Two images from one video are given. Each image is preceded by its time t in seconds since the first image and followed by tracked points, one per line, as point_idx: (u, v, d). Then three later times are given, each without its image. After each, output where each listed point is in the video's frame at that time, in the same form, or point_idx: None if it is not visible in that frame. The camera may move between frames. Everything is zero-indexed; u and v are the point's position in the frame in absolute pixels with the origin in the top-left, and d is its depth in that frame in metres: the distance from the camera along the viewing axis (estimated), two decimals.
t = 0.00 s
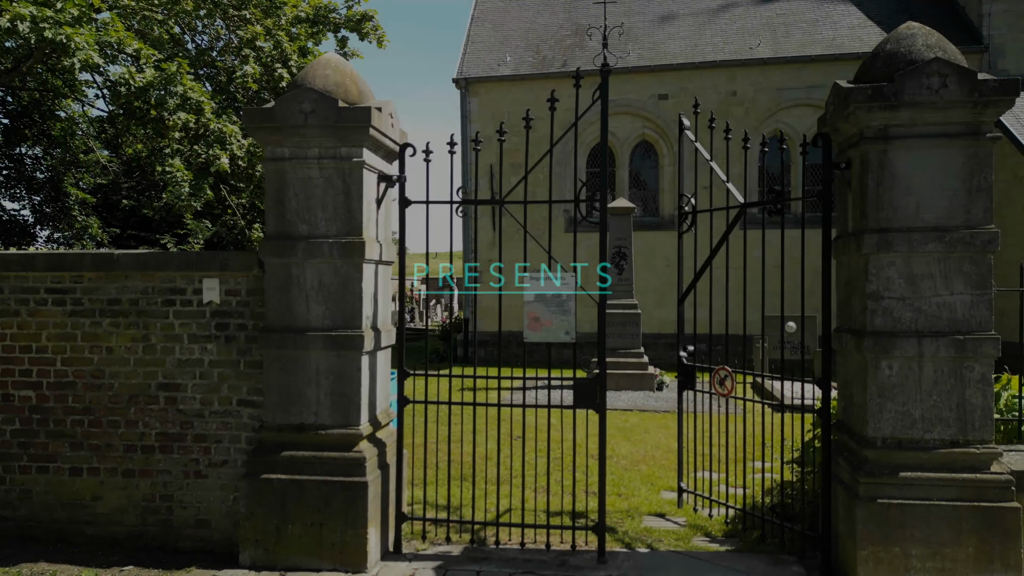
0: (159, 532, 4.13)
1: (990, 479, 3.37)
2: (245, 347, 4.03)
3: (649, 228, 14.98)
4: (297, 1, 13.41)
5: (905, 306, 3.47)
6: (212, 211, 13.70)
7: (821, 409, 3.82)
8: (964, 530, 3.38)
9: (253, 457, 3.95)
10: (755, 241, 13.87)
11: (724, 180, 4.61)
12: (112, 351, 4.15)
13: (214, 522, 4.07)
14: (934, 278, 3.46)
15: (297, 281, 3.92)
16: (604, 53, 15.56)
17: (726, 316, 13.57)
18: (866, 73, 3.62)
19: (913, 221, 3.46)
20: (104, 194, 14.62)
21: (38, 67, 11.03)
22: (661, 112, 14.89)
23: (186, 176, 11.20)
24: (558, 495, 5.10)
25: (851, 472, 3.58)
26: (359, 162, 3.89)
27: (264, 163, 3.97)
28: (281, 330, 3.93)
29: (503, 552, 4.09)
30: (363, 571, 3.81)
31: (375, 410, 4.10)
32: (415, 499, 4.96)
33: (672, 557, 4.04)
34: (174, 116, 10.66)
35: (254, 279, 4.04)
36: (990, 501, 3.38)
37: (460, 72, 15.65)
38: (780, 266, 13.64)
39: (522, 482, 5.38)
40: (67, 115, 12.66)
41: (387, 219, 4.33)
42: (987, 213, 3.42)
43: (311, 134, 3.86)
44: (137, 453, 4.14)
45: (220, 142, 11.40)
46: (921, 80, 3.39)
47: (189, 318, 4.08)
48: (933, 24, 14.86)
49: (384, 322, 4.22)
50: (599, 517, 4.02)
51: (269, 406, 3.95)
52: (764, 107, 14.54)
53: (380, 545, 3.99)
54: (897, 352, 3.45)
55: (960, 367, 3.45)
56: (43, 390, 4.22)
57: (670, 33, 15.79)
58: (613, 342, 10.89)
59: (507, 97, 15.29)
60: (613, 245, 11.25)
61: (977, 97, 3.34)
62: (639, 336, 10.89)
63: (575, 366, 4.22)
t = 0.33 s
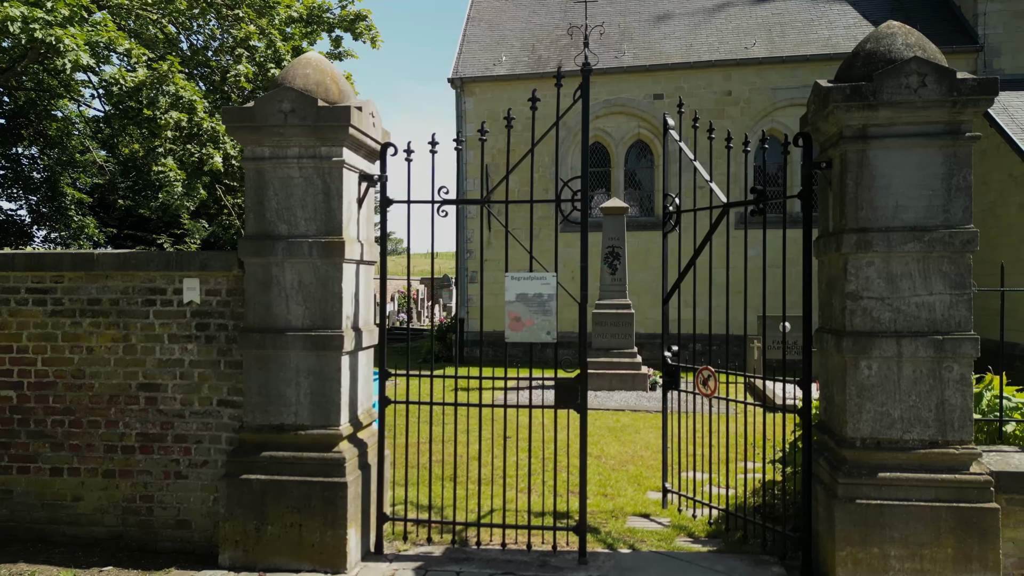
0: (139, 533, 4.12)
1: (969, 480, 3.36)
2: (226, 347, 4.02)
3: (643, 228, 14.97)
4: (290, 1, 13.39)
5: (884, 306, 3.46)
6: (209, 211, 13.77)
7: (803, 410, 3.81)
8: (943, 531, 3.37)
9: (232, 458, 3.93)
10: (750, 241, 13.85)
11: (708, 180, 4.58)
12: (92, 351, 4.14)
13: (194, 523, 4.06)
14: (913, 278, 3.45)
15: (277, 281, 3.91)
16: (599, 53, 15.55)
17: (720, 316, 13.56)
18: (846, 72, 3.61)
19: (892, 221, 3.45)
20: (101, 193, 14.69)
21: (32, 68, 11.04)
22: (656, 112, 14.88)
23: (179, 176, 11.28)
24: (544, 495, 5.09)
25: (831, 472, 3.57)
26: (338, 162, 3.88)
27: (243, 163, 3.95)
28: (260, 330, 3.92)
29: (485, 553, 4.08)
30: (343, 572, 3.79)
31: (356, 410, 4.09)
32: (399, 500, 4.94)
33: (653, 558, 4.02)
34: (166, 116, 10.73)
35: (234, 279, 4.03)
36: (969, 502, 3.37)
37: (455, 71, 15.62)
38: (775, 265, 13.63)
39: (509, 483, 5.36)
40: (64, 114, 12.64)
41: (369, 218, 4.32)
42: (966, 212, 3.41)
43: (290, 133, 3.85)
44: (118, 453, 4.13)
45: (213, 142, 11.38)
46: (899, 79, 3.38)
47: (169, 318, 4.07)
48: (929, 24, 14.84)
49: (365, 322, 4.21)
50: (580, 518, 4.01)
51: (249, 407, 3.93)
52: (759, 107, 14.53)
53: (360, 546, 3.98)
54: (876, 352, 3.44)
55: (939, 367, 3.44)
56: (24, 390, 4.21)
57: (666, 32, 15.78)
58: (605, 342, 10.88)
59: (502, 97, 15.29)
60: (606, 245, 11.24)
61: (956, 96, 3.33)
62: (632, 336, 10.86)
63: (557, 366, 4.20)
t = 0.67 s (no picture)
0: (121, 533, 4.12)
1: (948, 480, 3.35)
2: (207, 347, 4.02)
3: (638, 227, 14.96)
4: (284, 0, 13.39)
5: (863, 306, 3.45)
6: (206, 211, 13.81)
7: (784, 411, 3.81)
8: (921, 531, 3.36)
9: (213, 458, 3.93)
10: (745, 240, 13.84)
11: (692, 180, 4.56)
12: (74, 351, 4.15)
13: (175, 523, 4.07)
14: (893, 278, 3.44)
15: (257, 281, 3.91)
16: (595, 53, 15.54)
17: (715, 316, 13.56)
18: (827, 71, 3.60)
19: (871, 220, 3.45)
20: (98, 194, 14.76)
21: (29, 68, 11.05)
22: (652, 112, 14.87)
23: (173, 175, 11.35)
24: (530, 495, 5.09)
25: (811, 472, 3.56)
26: (319, 161, 3.87)
27: (225, 163, 3.95)
28: (241, 330, 3.91)
29: (467, 553, 4.07)
30: (324, 573, 3.79)
31: (338, 410, 4.08)
32: (384, 500, 4.94)
33: (636, 558, 4.02)
34: (159, 115, 10.76)
35: (216, 278, 4.02)
36: (948, 502, 3.36)
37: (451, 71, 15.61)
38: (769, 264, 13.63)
39: (496, 482, 5.37)
40: (61, 114, 12.74)
41: (352, 217, 4.31)
42: (945, 212, 3.40)
43: (271, 133, 3.84)
44: (100, 453, 4.14)
45: (207, 141, 11.45)
46: (878, 79, 3.37)
47: (151, 318, 4.07)
48: (925, 23, 14.83)
49: (348, 321, 4.21)
50: (561, 518, 4.01)
51: (230, 407, 3.93)
52: (755, 107, 14.52)
53: (342, 546, 3.97)
54: (856, 352, 3.43)
55: (919, 368, 3.43)
56: (6, 389, 4.22)
57: (662, 32, 15.76)
58: (600, 342, 10.87)
59: (498, 97, 15.28)
60: (600, 245, 11.25)
61: (934, 94, 3.32)
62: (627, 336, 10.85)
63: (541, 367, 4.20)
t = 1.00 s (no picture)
0: (102, 532, 4.12)
1: (925, 480, 3.34)
2: (188, 347, 4.02)
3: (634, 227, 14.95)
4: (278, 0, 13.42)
5: (841, 306, 3.45)
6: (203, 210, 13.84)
7: (764, 410, 3.81)
8: (899, 531, 3.35)
9: (194, 457, 3.93)
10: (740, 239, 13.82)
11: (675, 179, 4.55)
12: (56, 351, 4.16)
13: (156, 523, 4.07)
14: (870, 277, 3.44)
15: (238, 280, 3.91)
16: (591, 53, 15.55)
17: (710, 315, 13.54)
18: (806, 71, 3.60)
19: (849, 220, 3.44)
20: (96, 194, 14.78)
21: (25, 68, 11.05)
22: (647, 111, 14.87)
23: (167, 175, 11.43)
24: (515, 495, 5.10)
25: (789, 472, 3.56)
26: (299, 161, 3.86)
27: (205, 162, 3.95)
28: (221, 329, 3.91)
29: (448, 552, 4.07)
30: (304, 573, 3.79)
31: (319, 410, 4.08)
32: (367, 500, 4.93)
33: (616, 557, 4.02)
34: (152, 115, 10.79)
35: (196, 278, 4.02)
36: (925, 502, 3.35)
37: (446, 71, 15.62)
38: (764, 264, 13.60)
39: (482, 483, 5.37)
40: (59, 115, 12.46)
41: (334, 216, 4.32)
42: (923, 211, 3.40)
43: (250, 132, 3.84)
44: (81, 453, 4.14)
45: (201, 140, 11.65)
46: (856, 79, 3.37)
47: (132, 318, 4.07)
48: (921, 22, 14.81)
49: (329, 321, 4.20)
50: (542, 517, 4.00)
51: (211, 406, 3.93)
52: (750, 106, 14.50)
53: (323, 546, 3.97)
54: (833, 351, 3.43)
55: (896, 367, 3.43)
56: None
57: (658, 32, 15.75)
58: (594, 342, 10.88)
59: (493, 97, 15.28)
60: (593, 245, 11.20)
61: (911, 94, 3.32)
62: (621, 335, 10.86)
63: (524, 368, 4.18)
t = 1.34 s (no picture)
0: (84, 532, 4.13)
1: (903, 480, 3.33)
2: (169, 347, 4.02)
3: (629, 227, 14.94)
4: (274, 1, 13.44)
5: (819, 306, 3.44)
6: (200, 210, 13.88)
7: (744, 410, 3.81)
8: (876, 531, 3.34)
9: (175, 457, 3.93)
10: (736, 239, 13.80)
11: (658, 179, 4.55)
12: (38, 351, 4.16)
13: (138, 523, 4.08)
14: (848, 277, 3.43)
15: (218, 281, 3.91)
16: (586, 52, 15.54)
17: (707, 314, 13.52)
18: (785, 71, 3.59)
19: (828, 219, 3.44)
20: (95, 194, 14.92)
21: (23, 68, 11.02)
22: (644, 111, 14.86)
23: (160, 176, 11.47)
24: (501, 494, 5.11)
25: (768, 471, 3.55)
26: (279, 161, 3.85)
27: (185, 162, 3.94)
28: (201, 329, 3.91)
29: (429, 553, 4.07)
30: (283, 573, 3.78)
31: (301, 409, 4.08)
32: (351, 500, 4.93)
33: (597, 558, 4.01)
34: (145, 116, 10.73)
35: (178, 278, 4.02)
36: (903, 502, 3.34)
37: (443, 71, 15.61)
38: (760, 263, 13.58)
39: (468, 483, 5.37)
40: (57, 115, 12.31)
41: (316, 216, 4.31)
42: (901, 211, 3.39)
43: (230, 132, 3.84)
44: (63, 453, 4.14)
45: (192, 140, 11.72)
46: (833, 78, 3.36)
47: (114, 318, 4.07)
48: (918, 21, 14.77)
49: (311, 321, 4.20)
50: (523, 517, 4.00)
51: (191, 406, 3.93)
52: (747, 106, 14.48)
53: (303, 546, 3.97)
54: (812, 351, 3.42)
55: (875, 367, 3.42)
56: None
57: (655, 31, 15.74)
58: (589, 342, 10.89)
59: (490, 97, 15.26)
60: (588, 244, 11.26)
61: (889, 93, 3.31)
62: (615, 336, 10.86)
63: (504, 368, 4.17)
